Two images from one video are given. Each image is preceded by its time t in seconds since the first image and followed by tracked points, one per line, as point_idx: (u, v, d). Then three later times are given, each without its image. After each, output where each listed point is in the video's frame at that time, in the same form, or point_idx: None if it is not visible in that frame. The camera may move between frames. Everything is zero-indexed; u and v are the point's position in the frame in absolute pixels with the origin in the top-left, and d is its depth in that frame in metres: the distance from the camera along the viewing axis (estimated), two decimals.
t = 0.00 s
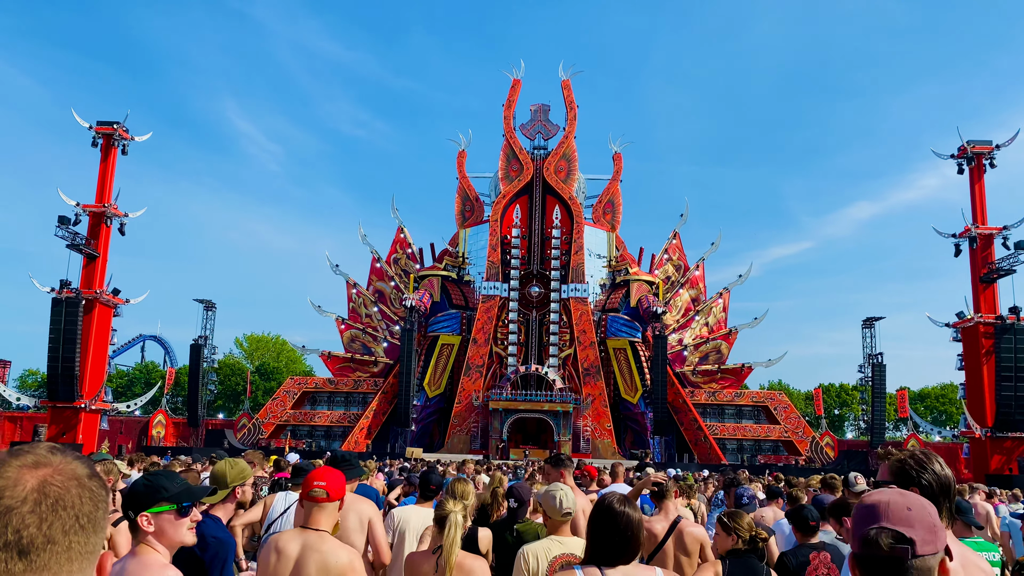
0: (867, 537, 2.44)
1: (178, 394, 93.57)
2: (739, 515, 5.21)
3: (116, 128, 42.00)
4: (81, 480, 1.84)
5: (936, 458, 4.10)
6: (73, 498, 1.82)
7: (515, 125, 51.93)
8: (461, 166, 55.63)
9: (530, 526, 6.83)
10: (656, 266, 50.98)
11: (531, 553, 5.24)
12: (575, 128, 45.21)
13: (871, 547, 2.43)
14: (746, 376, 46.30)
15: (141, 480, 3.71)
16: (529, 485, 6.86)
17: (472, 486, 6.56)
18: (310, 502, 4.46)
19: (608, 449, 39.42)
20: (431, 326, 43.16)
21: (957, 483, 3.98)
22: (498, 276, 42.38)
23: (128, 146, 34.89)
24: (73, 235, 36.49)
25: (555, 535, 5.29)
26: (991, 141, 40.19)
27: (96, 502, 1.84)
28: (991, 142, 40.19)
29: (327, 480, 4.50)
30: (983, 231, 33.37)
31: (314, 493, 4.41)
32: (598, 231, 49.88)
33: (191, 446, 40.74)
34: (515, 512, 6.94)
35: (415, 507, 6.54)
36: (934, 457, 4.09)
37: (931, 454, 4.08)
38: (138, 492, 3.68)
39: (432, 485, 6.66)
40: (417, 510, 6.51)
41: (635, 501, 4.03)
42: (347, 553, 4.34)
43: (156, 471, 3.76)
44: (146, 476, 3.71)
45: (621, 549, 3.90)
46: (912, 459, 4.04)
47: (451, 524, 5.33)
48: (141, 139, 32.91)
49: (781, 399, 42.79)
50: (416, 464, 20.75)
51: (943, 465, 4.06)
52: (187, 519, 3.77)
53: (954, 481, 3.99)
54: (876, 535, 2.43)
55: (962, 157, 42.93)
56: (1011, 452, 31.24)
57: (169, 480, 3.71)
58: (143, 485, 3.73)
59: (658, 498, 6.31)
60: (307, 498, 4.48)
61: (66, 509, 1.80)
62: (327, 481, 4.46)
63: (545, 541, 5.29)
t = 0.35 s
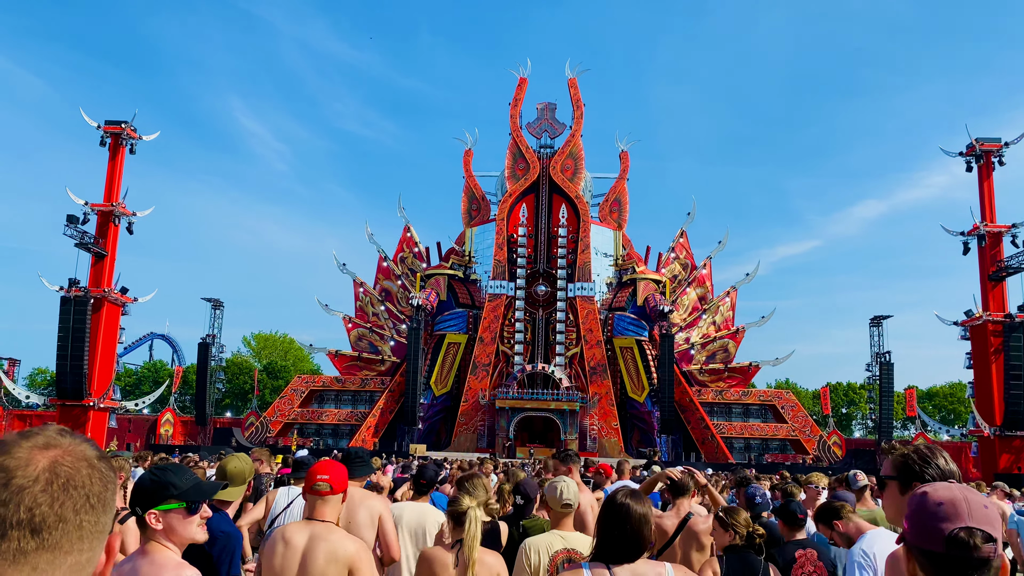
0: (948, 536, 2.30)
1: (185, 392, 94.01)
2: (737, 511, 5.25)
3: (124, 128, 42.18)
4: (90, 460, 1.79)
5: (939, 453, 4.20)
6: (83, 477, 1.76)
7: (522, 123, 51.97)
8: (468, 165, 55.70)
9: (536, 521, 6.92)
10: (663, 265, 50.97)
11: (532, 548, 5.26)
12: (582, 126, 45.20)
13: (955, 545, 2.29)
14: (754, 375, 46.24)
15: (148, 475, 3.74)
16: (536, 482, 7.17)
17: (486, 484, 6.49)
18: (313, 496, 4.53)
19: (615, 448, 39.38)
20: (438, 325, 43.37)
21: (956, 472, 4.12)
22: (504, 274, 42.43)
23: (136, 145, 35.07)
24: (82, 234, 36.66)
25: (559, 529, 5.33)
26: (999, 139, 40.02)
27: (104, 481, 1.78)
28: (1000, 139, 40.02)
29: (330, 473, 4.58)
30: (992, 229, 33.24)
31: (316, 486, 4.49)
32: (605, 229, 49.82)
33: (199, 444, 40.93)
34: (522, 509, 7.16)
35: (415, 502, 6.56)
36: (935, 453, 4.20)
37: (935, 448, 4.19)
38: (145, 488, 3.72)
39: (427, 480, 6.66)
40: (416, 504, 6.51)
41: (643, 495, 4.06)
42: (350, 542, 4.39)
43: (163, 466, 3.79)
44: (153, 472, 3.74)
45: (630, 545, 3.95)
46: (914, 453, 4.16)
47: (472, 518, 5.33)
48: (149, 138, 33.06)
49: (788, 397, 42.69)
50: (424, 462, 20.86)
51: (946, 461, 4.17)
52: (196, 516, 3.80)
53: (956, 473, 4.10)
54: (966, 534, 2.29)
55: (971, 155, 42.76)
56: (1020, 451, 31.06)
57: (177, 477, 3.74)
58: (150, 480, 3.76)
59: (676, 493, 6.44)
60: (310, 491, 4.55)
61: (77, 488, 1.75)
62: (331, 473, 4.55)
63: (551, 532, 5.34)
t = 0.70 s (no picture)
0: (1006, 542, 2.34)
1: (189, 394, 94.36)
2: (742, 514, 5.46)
3: (128, 130, 42.46)
4: (92, 460, 1.93)
5: (945, 452, 4.26)
6: (84, 477, 1.90)
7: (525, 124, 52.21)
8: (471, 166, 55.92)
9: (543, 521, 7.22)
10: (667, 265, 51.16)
11: (534, 548, 5.46)
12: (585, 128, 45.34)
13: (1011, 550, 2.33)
14: (757, 376, 46.30)
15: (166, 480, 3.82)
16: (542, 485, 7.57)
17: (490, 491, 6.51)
18: (298, 496, 4.63)
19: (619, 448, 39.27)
20: (442, 326, 43.64)
21: (970, 477, 4.12)
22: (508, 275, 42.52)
23: (140, 147, 35.32)
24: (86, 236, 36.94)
25: (561, 530, 5.47)
26: (1002, 138, 40.07)
27: (102, 482, 1.92)
28: (1002, 139, 40.07)
29: (313, 473, 4.71)
30: (995, 229, 33.30)
31: (301, 487, 4.62)
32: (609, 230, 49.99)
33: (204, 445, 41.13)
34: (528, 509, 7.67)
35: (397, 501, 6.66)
36: (942, 452, 4.26)
37: (943, 449, 4.25)
38: (168, 491, 3.79)
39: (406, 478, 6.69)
40: (398, 504, 6.64)
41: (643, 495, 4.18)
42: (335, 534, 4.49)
43: (186, 469, 3.87)
44: (175, 475, 3.82)
45: (628, 547, 4.07)
46: (921, 454, 4.22)
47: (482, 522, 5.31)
48: (153, 140, 33.32)
49: (792, 397, 42.72)
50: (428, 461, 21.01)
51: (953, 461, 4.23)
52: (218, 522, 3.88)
53: (966, 474, 4.13)
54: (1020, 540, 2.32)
55: (974, 155, 42.80)
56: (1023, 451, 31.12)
57: (199, 481, 3.81)
58: (171, 485, 3.83)
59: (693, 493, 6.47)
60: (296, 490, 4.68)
61: (77, 487, 1.89)
62: (314, 473, 4.71)
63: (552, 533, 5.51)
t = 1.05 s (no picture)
0: None
1: (187, 399, 94.11)
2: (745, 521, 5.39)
3: (127, 135, 42.32)
4: (102, 478, 1.80)
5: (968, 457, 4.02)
6: (95, 497, 1.78)
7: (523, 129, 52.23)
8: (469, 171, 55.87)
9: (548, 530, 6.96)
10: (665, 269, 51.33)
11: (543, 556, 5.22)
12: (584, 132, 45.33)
13: None
14: (757, 379, 46.22)
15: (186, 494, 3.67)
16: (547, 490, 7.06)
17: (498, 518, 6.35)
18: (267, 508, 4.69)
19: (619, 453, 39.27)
20: (441, 330, 43.65)
21: (988, 481, 3.91)
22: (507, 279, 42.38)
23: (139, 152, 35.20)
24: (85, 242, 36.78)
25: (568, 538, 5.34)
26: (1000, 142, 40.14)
27: (115, 500, 1.81)
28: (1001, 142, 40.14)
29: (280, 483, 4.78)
30: (994, 232, 33.30)
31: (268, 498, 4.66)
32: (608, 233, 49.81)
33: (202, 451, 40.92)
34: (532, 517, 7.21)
35: (392, 509, 6.53)
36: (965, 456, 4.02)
37: (963, 451, 4.02)
38: (191, 501, 3.65)
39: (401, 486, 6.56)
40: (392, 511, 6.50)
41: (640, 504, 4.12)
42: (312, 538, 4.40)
43: (208, 480, 3.72)
44: (199, 485, 3.68)
45: (621, 550, 4.02)
46: (941, 458, 3.99)
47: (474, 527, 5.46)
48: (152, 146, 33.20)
49: (791, 401, 42.60)
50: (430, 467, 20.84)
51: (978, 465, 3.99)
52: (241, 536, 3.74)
53: (985, 480, 3.91)
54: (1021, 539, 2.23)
55: (973, 158, 42.82)
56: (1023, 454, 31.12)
57: (223, 493, 3.66)
58: (194, 494, 3.69)
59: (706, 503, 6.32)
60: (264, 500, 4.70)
61: (88, 508, 1.77)
62: (282, 484, 4.72)
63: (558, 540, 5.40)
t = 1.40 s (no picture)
0: None
1: (180, 409, 93.37)
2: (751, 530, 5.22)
3: (119, 142, 42.03)
4: (126, 492, 1.89)
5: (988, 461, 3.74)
6: (119, 512, 1.87)
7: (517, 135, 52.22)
8: (463, 177, 55.78)
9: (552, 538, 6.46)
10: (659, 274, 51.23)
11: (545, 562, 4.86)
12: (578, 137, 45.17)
13: None
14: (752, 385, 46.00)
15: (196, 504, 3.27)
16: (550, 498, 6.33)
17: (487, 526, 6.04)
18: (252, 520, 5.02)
19: (614, 459, 38.98)
20: (434, 337, 42.89)
21: (1011, 490, 3.62)
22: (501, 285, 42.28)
23: (130, 159, 34.78)
24: (76, 250, 36.40)
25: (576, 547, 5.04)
26: (993, 145, 40.07)
27: (139, 514, 1.90)
28: (993, 145, 40.08)
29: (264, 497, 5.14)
30: (987, 235, 33.10)
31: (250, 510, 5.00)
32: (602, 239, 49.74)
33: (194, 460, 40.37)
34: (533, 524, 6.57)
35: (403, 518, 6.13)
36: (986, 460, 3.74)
37: (985, 458, 3.71)
38: (204, 513, 3.25)
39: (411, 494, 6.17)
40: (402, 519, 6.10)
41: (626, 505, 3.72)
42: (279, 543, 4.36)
43: (224, 489, 3.33)
44: (215, 495, 3.28)
45: (612, 555, 3.63)
46: (962, 465, 3.69)
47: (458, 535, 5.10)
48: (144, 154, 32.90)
49: (787, 406, 42.23)
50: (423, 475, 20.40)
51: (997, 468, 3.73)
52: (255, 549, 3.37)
53: (1007, 486, 3.62)
54: None
55: (966, 162, 42.75)
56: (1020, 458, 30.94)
57: (240, 502, 3.28)
58: (209, 504, 3.29)
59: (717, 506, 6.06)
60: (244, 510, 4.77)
61: (112, 523, 1.86)
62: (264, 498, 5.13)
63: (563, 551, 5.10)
